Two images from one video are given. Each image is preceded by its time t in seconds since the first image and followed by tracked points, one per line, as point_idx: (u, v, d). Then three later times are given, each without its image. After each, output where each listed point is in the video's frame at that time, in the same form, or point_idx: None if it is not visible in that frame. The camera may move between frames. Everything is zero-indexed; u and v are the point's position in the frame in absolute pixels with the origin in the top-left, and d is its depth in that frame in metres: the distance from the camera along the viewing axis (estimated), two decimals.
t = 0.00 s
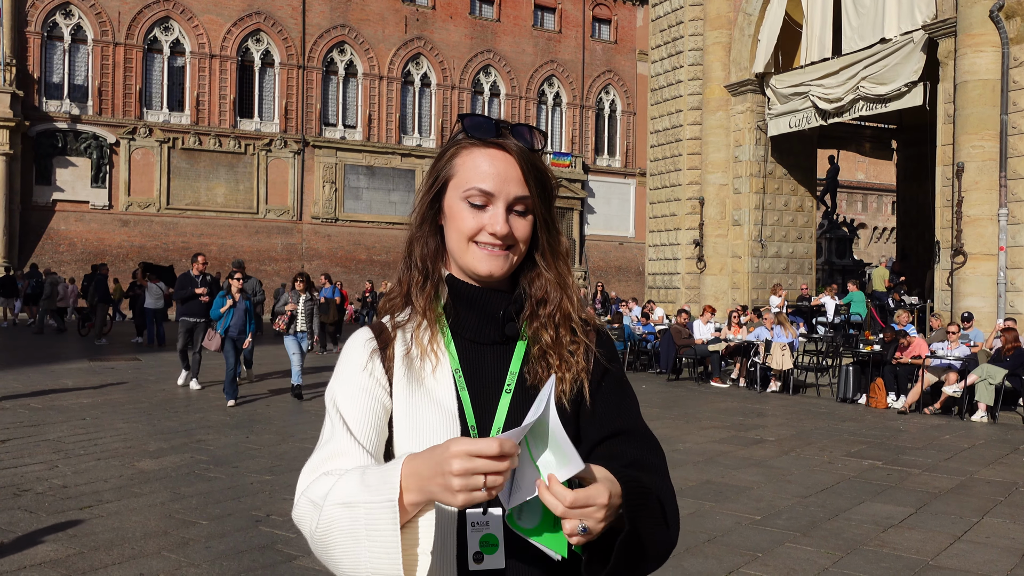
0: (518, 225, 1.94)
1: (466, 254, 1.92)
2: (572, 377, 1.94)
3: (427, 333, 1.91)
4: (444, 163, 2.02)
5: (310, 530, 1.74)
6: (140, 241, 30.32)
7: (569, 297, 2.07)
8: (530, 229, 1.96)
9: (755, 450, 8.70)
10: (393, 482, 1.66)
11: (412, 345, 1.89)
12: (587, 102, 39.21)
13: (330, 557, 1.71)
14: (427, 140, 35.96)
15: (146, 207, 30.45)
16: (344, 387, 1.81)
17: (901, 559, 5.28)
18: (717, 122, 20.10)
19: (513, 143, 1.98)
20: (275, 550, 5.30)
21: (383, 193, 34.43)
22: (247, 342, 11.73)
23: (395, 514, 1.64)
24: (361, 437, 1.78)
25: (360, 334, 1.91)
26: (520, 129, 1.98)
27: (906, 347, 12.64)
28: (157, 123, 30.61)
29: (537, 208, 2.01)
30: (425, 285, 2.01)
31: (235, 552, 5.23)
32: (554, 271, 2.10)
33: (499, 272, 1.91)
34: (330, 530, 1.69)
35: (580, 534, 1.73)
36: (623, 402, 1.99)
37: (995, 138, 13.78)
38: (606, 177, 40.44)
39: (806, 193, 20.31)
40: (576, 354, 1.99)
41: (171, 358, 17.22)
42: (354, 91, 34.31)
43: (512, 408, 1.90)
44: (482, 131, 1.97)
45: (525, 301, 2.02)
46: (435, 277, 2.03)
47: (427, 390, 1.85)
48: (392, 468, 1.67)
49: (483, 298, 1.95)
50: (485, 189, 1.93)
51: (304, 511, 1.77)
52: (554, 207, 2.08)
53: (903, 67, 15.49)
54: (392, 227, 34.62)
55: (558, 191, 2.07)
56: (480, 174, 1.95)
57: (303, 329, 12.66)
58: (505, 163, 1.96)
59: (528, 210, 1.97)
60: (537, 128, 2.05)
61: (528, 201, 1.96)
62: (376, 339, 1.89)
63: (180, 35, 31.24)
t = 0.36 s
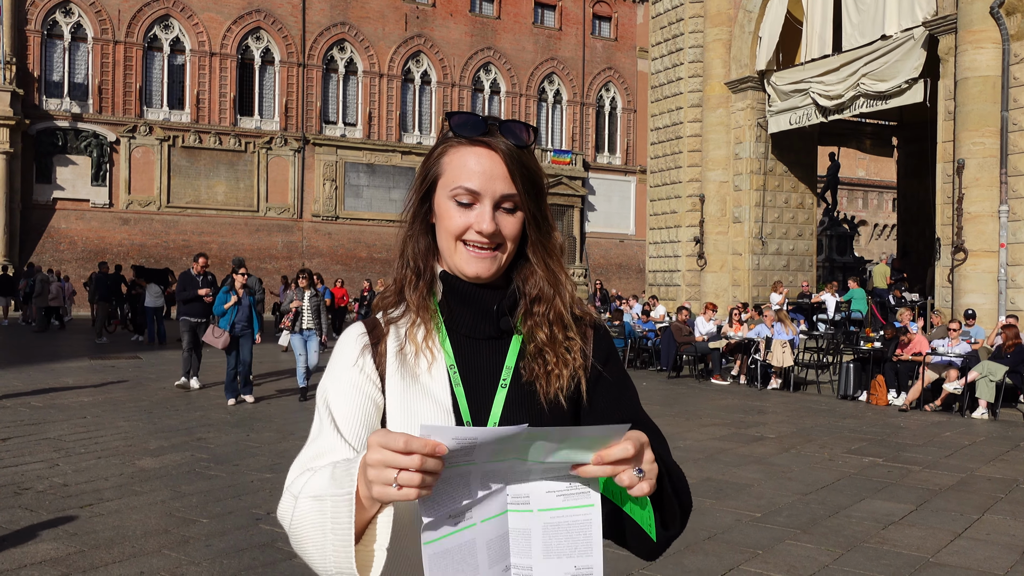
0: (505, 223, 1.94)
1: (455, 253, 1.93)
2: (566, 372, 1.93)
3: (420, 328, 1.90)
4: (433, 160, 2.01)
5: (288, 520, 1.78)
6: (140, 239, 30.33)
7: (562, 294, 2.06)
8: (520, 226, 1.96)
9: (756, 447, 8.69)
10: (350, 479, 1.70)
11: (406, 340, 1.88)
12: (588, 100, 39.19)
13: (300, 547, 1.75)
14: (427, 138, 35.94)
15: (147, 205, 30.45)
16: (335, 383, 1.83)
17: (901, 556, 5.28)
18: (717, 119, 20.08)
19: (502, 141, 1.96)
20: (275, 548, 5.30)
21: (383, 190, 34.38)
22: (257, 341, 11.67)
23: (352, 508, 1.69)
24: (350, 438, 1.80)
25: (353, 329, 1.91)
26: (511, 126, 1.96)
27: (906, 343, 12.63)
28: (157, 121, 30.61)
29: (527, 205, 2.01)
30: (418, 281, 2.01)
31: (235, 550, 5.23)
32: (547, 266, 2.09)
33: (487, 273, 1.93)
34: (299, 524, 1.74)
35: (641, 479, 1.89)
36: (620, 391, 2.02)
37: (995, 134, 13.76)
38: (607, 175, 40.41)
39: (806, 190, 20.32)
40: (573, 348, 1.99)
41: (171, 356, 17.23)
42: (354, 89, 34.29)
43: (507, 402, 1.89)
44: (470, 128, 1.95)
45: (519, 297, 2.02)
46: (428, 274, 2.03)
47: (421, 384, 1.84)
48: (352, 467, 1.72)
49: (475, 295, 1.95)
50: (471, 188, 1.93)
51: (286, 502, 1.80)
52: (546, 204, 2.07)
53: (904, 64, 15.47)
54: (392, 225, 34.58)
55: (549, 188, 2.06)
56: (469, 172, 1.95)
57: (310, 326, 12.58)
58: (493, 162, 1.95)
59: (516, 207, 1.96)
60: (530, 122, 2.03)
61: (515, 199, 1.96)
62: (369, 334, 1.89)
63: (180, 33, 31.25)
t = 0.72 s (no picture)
0: (489, 220, 1.90)
1: (440, 253, 1.89)
2: (557, 366, 1.93)
3: (408, 330, 1.89)
4: (414, 161, 1.99)
5: (320, 562, 1.72)
6: (139, 238, 30.31)
7: (548, 290, 2.02)
8: (504, 222, 1.93)
9: (755, 445, 8.70)
10: (397, 520, 1.67)
11: (395, 343, 1.87)
12: (586, 98, 39.19)
13: None
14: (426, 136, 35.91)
15: (145, 204, 30.47)
16: (331, 398, 1.83)
17: (899, 553, 5.28)
18: (716, 117, 20.08)
19: (483, 138, 1.93)
20: (273, 547, 5.30)
21: (382, 189, 34.33)
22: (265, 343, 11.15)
23: (404, 550, 1.66)
24: (356, 454, 1.79)
25: (342, 336, 1.91)
26: (490, 122, 1.93)
27: (905, 341, 12.66)
28: (156, 120, 30.63)
29: (511, 201, 1.97)
30: (404, 282, 1.99)
31: (234, 549, 5.24)
32: (536, 263, 2.05)
33: (473, 269, 1.90)
34: (341, 564, 1.69)
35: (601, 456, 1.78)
36: (611, 385, 1.99)
37: (994, 132, 13.76)
38: (606, 173, 40.39)
39: (805, 188, 20.32)
40: (562, 344, 1.97)
41: (170, 355, 17.22)
42: (353, 88, 34.28)
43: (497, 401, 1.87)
44: (449, 127, 1.93)
45: (504, 296, 1.99)
46: (414, 275, 2.01)
47: (410, 384, 1.83)
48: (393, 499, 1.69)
49: (460, 294, 1.94)
50: (454, 185, 1.89)
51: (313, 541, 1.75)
52: (531, 199, 2.03)
53: (903, 62, 15.45)
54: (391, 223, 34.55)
55: (533, 184, 2.02)
56: (450, 171, 1.91)
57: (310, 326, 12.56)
58: (475, 158, 1.92)
59: (499, 203, 1.93)
60: (510, 118, 1.99)
61: (498, 195, 1.92)
62: (358, 340, 1.89)
63: (178, 32, 31.23)
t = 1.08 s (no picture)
0: (478, 217, 1.87)
1: (431, 250, 1.84)
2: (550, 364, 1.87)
3: (399, 332, 1.82)
4: (398, 161, 1.94)
5: None
6: (137, 237, 30.30)
7: (536, 286, 1.99)
8: (492, 218, 1.89)
9: (754, 443, 8.70)
10: (428, 557, 1.52)
11: (388, 346, 1.80)
12: (584, 96, 39.22)
13: None
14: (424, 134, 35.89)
15: (143, 203, 30.49)
16: (327, 403, 1.73)
17: (898, 550, 5.29)
18: (714, 115, 20.10)
19: (467, 133, 1.89)
20: (272, 546, 5.31)
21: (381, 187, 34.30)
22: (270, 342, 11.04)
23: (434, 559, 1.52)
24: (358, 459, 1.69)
25: (333, 340, 1.82)
26: (474, 118, 1.90)
27: (903, 338, 12.60)
28: (154, 119, 30.64)
29: (497, 197, 1.93)
30: (393, 285, 1.93)
31: (233, 548, 5.24)
32: (524, 260, 2.02)
33: (465, 264, 1.84)
34: None
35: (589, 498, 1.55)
36: (604, 381, 1.94)
37: (991, 129, 13.76)
38: (604, 171, 40.37)
39: (803, 185, 20.30)
40: (553, 341, 1.92)
41: (169, 354, 17.23)
42: (351, 86, 34.26)
43: (493, 401, 1.81)
44: (432, 125, 1.90)
45: (495, 294, 1.94)
46: (403, 275, 1.95)
47: (405, 386, 1.76)
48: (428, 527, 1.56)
49: (453, 292, 1.88)
50: (441, 183, 1.85)
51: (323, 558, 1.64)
52: (515, 196, 2.00)
53: (900, 59, 15.45)
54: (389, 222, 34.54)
55: (517, 181, 1.99)
56: (436, 168, 1.87)
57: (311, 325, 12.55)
58: (460, 155, 1.88)
59: (487, 199, 1.90)
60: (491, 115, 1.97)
61: (485, 190, 1.88)
62: (350, 343, 1.80)
63: (176, 31, 31.23)
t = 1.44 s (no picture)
0: (473, 213, 1.85)
1: (427, 249, 1.83)
2: (546, 360, 1.86)
3: (394, 332, 1.81)
4: (392, 158, 1.93)
5: None
6: (136, 236, 30.29)
7: (531, 282, 1.98)
8: (486, 215, 1.88)
9: (754, 439, 8.70)
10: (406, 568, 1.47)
11: (383, 346, 1.78)
12: (583, 93, 39.19)
13: None
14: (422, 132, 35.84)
15: (142, 202, 30.49)
16: (322, 404, 1.71)
17: (897, 546, 5.29)
18: (713, 112, 20.08)
19: (458, 129, 1.88)
20: (272, 544, 5.30)
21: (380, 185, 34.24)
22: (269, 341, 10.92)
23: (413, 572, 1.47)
24: (350, 460, 1.66)
25: (327, 340, 1.80)
26: (466, 114, 1.89)
27: (902, 335, 12.71)
28: (152, 118, 30.61)
29: (492, 192, 1.92)
30: (388, 283, 1.92)
31: (232, 546, 5.24)
32: (519, 255, 2.01)
33: (462, 263, 1.83)
34: None
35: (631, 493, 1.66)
36: (603, 379, 1.94)
37: (990, 125, 13.77)
38: (603, 169, 40.34)
39: (802, 182, 20.30)
40: (549, 336, 1.91)
41: (168, 353, 17.21)
42: (349, 84, 34.21)
43: (491, 400, 1.80)
44: (423, 121, 1.88)
45: (491, 292, 1.93)
46: (397, 274, 1.93)
47: (401, 387, 1.75)
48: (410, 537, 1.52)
49: (448, 291, 1.86)
50: (435, 180, 1.84)
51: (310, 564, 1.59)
52: (508, 192, 1.99)
53: (899, 55, 15.45)
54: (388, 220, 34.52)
55: (510, 176, 1.98)
56: (430, 164, 1.86)
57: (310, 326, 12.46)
58: (454, 151, 1.87)
59: (482, 195, 1.88)
60: (484, 109, 1.96)
61: (480, 186, 1.87)
62: (346, 343, 1.78)
63: (174, 30, 31.16)
